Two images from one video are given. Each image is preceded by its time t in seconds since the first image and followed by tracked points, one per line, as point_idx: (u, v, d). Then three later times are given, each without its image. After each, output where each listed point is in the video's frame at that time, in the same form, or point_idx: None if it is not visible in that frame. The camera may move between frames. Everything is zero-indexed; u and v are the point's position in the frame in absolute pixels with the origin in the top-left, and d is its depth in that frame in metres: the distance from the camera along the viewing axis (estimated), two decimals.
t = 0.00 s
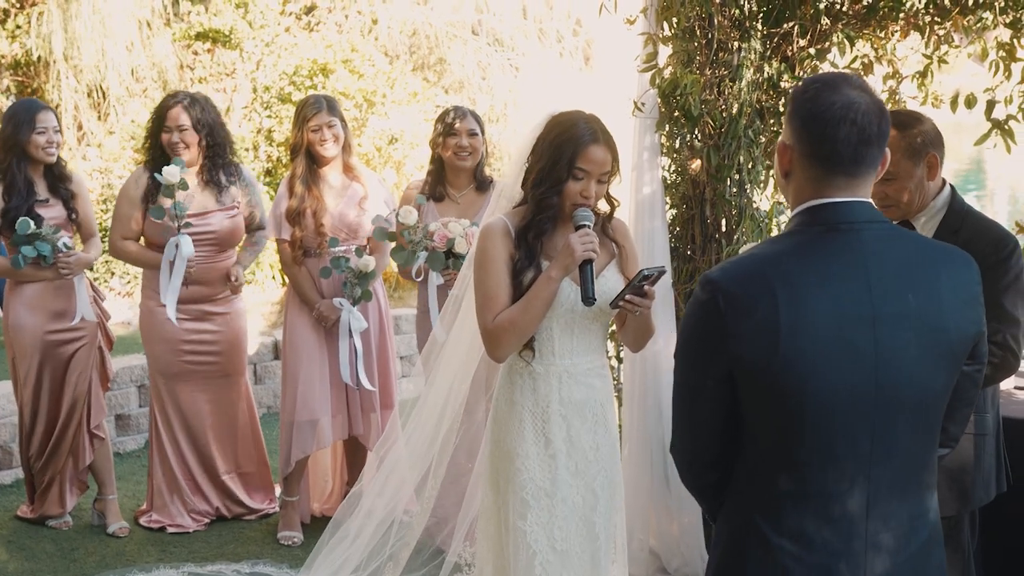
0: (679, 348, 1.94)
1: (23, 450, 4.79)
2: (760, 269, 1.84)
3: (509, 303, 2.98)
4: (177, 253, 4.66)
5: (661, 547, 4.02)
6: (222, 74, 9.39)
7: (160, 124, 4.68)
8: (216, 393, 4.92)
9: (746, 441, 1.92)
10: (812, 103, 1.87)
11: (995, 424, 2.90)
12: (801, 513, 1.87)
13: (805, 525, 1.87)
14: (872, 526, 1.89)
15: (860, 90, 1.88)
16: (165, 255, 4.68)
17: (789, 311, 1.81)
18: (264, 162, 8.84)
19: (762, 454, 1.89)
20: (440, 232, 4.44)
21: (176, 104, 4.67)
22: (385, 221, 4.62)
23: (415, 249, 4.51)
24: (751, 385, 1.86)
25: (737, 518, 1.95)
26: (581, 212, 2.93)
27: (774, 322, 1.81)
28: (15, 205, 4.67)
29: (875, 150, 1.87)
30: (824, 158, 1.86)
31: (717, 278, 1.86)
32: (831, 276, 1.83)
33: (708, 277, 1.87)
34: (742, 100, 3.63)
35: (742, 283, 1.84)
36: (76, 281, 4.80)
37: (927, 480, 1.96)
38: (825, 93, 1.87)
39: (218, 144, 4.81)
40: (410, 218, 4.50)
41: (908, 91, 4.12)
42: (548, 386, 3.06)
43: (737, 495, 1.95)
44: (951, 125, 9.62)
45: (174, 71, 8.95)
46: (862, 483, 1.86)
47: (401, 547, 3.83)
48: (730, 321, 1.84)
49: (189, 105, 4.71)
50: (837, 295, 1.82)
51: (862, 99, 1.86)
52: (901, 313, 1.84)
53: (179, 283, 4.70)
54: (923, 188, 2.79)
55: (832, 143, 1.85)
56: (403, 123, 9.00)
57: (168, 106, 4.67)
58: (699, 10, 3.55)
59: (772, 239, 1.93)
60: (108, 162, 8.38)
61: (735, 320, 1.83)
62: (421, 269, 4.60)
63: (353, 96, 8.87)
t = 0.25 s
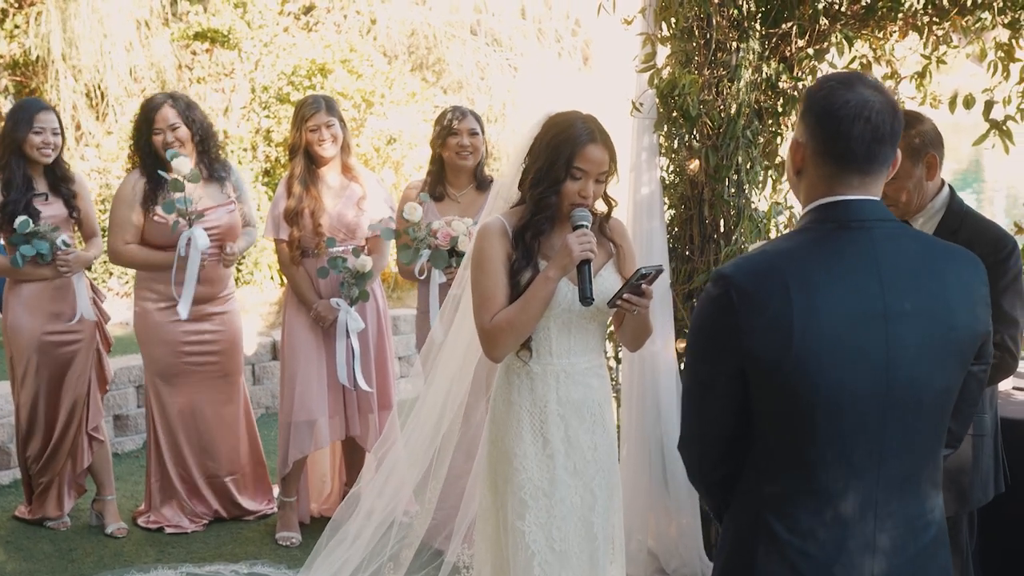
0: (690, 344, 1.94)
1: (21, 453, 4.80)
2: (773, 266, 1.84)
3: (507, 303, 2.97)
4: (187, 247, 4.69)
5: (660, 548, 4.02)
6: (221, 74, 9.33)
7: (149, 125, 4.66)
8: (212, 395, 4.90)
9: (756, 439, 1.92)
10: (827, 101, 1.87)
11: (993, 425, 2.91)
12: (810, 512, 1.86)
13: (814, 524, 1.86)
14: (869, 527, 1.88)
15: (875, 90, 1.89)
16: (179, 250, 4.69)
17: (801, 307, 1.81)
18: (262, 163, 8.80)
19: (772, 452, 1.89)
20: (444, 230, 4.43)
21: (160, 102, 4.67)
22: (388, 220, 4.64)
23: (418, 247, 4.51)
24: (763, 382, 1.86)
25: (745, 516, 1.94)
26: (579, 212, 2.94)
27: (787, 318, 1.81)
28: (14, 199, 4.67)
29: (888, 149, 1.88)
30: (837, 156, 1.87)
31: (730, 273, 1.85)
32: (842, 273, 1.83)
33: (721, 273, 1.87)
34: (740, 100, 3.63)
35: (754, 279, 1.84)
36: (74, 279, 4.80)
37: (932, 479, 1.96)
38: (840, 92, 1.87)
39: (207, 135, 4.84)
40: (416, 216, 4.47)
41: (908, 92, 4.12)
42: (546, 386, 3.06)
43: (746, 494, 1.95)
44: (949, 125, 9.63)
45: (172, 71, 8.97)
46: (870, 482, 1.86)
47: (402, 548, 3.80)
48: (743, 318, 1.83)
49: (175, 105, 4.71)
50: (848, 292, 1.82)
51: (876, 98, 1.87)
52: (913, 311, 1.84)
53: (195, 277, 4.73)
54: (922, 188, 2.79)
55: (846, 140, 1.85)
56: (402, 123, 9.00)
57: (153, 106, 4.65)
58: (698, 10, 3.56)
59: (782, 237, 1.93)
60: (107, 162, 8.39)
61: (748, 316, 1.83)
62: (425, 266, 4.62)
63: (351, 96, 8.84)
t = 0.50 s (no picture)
0: (699, 343, 1.92)
1: (20, 449, 4.80)
2: (783, 263, 1.83)
3: (505, 301, 2.97)
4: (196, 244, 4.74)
5: (658, 547, 4.02)
6: (220, 73, 9.33)
7: (137, 128, 4.64)
8: (210, 395, 4.90)
9: (763, 438, 1.91)
10: (836, 98, 1.86)
11: (992, 425, 2.90)
12: (818, 510, 1.86)
13: (822, 523, 1.86)
14: (864, 526, 1.87)
15: (883, 88, 1.88)
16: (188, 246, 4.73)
17: (811, 306, 1.80)
18: (262, 162, 8.83)
19: (779, 451, 1.88)
20: (445, 227, 4.43)
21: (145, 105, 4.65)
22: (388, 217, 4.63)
23: (419, 245, 4.49)
24: (772, 381, 1.85)
25: (751, 515, 1.94)
26: (577, 210, 2.93)
27: (797, 317, 1.80)
28: (9, 196, 4.66)
29: (896, 147, 1.87)
30: (845, 154, 1.86)
31: (740, 272, 1.84)
32: (851, 272, 1.82)
33: (730, 271, 1.86)
34: (739, 99, 3.62)
35: (764, 277, 1.83)
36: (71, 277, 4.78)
37: (934, 478, 1.96)
38: (848, 90, 1.86)
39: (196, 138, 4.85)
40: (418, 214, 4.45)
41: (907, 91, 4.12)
42: (544, 384, 3.05)
43: (752, 493, 1.94)
44: (949, 124, 9.63)
45: (172, 70, 8.94)
46: (876, 480, 1.86)
47: (399, 551, 3.81)
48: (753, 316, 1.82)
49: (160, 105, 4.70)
50: (857, 290, 1.81)
51: (884, 97, 1.86)
52: (920, 309, 1.84)
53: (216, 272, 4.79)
54: (921, 188, 2.78)
55: (855, 138, 1.84)
56: (401, 122, 9.00)
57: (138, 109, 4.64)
58: (696, 8, 3.58)
59: (789, 235, 1.92)
60: (105, 162, 8.40)
61: (759, 314, 1.82)
62: (427, 264, 4.61)
63: (350, 95, 8.84)
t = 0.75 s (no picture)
0: (702, 342, 1.92)
1: (19, 450, 4.80)
2: (786, 263, 1.83)
3: (504, 300, 2.96)
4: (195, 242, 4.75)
5: (658, 546, 4.02)
6: (219, 72, 9.34)
7: (130, 131, 4.63)
8: (211, 394, 4.90)
9: (766, 437, 1.91)
10: (839, 97, 1.86)
11: (991, 423, 2.90)
12: (821, 510, 1.85)
13: (824, 523, 1.85)
14: (863, 526, 1.86)
15: (886, 87, 1.88)
16: (187, 245, 4.73)
17: (815, 305, 1.80)
18: (262, 161, 8.85)
19: (782, 450, 1.88)
20: (443, 227, 4.42)
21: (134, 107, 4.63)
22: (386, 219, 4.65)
23: (417, 244, 4.49)
24: (775, 380, 1.84)
25: (753, 514, 1.93)
26: (575, 208, 2.93)
27: (800, 316, 1.80)
28: (10, 193, 4.66)
29: (898, 147, 1.87)
30: (848, 153, 1.85)
31: (744, 271, 1.84)
32: (854, 271, 1.82)
33: (734, 270, 1.86)
34: (738, 97, 3.61)
35: (768, 276, 1.82)
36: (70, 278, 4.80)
37: (935, 477, 1.95)
38: (852, 89, 1.86)
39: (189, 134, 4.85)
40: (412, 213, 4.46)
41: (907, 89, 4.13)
42: (544, 382, 3.05)
43: (755, 493, 1.93)
44: (949, 121, 9.63)
45: (171, 69, 8.91)
46: (879, 480, 1.85)
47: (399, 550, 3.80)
48: (757, 315, 1.82)
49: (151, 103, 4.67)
50: (860, 289, 1.81)
51: (887, 96, 1.86)
52: (923, 308, 1.83)
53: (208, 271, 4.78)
54: (919, 185, 2.79)
55: (858, 137, 1.83)
56: (400, 121, 9.00)
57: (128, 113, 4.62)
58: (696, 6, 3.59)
59: (791, 234, 1.92)
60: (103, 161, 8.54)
61: (763, 314, 1.81)
62: (424, 265, 4.63)
63: (349, 95, 8.81)
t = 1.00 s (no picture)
0: (698, 342, 1.90)
1: (19, 450, 4.79)
2: (783, 262, 1.82)
3: (505, 298, 2.96)
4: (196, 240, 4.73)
5: (659, 544, 4.01)
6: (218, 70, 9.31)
7: (133, 125, 4.64)
8: (210, 394, 4.88)
9: (763, 437, 1.90)
10: (836, 96, 1.85)
11: (990, 420, 2.90)
12: (820, 509, 1.85)
13: (824, 522, 1.85)
14: (862, 524, 1.86)
15: (881, 85, 1.87)
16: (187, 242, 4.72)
17: (813, 305, 1.79)
18: (262, 159, 8.84)
19: (780, 450, 1.87)
20: (443, 224, 4.43)
21: (139, 101, 4.65)
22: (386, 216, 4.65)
23: (416, 241, 4.47)
24: (773, 380, 1.83)
25: (751, 514, 1.93)
26: (574, 205, 2.91)
27: (798, 315, 1.79)
28: (11, 194, 4.64)
29: (894, 145, 1.86)
30: (845, 153, 1.85)
31: (741, 271, 1.82)
32: (852, 269, 1.81)
33: (731, 270, 1.84)
34: (739, 95, 3.60)
35: (765, 276, 1.81)
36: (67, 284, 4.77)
37: (932, 474, 1.95)
38: (848, 87, 1.85)
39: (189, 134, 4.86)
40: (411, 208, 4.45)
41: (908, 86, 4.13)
42: (544, 381, 3.04)
43: (752, 493, 1.93)
44: (949, 119, 9.62)
45: (171, 67, 8.91)
46: (877, 478, 1.86)
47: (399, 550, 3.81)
48: (755, 315, 1.80)
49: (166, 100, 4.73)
50: (858, 288, 1.80)
51: (883, 94, 1.85)
52: (921, 306, 1.83)
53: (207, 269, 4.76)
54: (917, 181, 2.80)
55: (855, 137, 1.83)
56: (401, 119, 8.99)
57: (133, 106, 4.64)
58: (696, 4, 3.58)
59: (787, 233, 1.91)
60: (103, 160, 8.40)
61: (761, 314, 1.80)
62: (424, 262, 4.63)
63: (350, 92, 8.81)
